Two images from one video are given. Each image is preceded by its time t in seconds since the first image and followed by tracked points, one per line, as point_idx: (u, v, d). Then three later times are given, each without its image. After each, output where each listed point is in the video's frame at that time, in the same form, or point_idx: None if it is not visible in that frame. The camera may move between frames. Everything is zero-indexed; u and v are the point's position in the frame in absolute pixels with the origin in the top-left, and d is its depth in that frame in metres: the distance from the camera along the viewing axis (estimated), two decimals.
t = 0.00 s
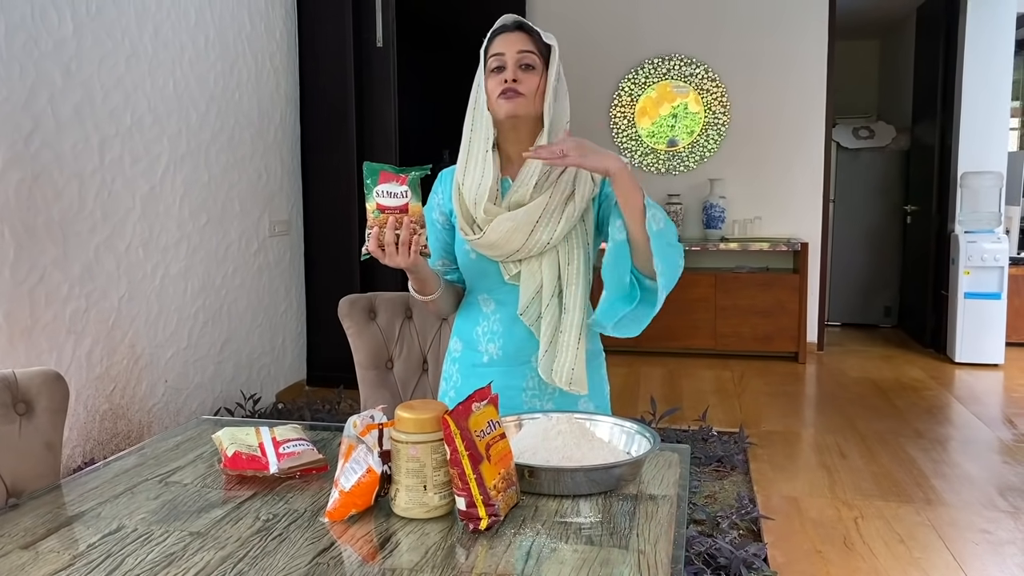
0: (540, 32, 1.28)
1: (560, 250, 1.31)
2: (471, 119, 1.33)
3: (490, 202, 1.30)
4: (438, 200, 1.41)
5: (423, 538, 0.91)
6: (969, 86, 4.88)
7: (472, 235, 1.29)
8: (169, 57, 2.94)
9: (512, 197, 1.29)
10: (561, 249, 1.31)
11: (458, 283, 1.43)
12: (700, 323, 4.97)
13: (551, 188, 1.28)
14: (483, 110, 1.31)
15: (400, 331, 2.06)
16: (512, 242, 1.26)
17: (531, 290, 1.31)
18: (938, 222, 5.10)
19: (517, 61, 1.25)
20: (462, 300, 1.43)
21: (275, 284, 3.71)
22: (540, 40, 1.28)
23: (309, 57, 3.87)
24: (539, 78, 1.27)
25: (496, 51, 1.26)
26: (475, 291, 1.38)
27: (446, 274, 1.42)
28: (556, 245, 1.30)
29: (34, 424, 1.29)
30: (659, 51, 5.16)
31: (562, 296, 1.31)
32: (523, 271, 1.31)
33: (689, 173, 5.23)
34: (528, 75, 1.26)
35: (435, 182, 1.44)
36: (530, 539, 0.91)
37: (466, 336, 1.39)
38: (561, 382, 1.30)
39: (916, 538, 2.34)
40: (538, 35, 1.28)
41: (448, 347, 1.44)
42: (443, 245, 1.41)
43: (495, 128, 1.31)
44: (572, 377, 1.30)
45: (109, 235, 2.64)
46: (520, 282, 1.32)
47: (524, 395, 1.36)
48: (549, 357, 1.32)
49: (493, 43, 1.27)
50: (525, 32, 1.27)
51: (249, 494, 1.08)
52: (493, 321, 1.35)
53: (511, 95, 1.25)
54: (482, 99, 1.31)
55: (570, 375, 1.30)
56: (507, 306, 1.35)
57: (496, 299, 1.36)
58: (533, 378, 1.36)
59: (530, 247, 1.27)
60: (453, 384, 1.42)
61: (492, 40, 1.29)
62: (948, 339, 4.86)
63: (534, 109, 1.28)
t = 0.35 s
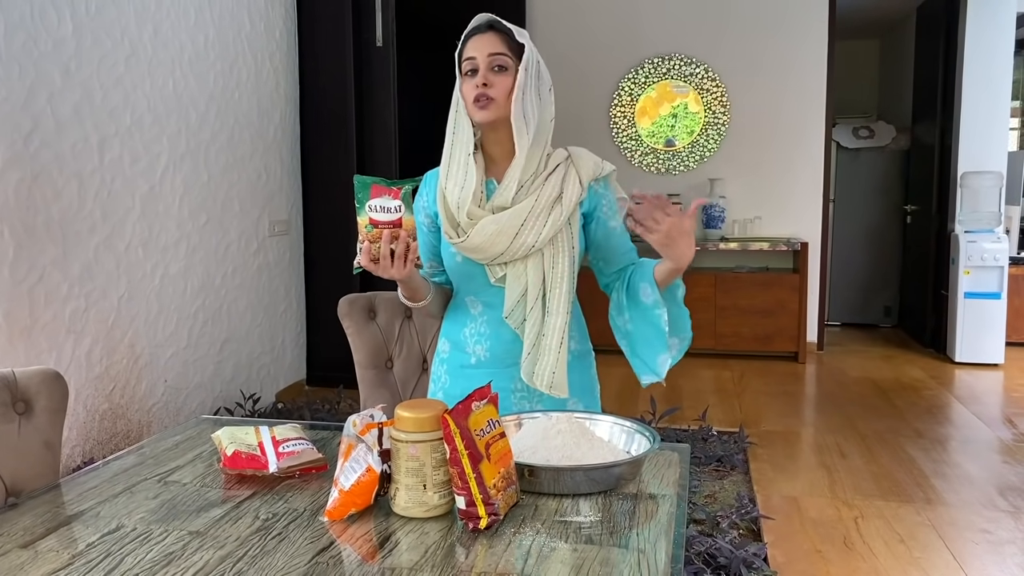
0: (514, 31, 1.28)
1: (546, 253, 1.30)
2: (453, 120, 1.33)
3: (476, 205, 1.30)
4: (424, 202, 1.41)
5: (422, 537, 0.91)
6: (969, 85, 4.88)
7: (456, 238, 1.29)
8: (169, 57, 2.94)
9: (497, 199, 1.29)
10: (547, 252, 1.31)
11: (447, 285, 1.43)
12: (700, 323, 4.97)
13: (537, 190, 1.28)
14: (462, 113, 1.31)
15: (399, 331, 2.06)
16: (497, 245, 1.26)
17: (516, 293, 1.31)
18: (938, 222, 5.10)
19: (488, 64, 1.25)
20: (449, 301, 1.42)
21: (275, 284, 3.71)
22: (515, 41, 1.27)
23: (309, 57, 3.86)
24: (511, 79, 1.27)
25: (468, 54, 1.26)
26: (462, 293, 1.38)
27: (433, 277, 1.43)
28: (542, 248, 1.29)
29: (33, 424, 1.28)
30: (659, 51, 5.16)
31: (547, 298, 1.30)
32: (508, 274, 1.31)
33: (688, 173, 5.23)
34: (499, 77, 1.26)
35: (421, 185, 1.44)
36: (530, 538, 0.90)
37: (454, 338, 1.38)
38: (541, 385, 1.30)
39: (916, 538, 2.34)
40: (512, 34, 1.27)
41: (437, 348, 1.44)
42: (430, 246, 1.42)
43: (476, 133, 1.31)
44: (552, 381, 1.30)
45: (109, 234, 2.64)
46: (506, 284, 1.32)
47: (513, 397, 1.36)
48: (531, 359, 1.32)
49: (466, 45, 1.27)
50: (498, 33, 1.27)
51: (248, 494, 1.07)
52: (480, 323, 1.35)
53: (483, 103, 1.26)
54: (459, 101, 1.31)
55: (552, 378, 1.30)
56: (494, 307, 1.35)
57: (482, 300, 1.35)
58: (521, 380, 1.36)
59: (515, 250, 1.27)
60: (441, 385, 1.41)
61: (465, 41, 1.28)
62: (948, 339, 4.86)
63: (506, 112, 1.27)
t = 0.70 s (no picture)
0: (528, 43, 1.25)
1: (554, 254, 1.33)
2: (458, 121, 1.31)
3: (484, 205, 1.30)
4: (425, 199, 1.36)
5: (423, 537, 0.91)
6: (969, 85, 4.88)
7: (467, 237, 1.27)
8: (169, 56, 2.94)
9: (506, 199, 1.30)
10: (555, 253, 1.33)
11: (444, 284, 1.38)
12: (700, 323, 4.97)
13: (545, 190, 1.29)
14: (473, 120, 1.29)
15: (399, 331, 2.06)
16: (511, 245, 1.27)
17: (527, 292, 1.31)
18: (938, 222, 5.11)
19: (505, 82, 1.22)
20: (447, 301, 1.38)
21: (275, 284, 3.72)
22: (529, 51, 1.25)
23: (309, 57, 3.86)
24: (526, 95, 1.25)
25: (483, 67, 1.23)
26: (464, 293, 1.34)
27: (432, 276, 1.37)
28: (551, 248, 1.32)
29: (34, 423, 1.29)
30: (659, 51, 5.16)
31: (557, 300, 1.33)
32: (518, 274, 1.31)
33: (688, 172, 5.23)
34: (516, 94, 1.24)
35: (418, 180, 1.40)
36: (531, 537, 0.91)
37: (454, 339, 1.36)
38: (556, 384, 1.32)
39: (915, 538, 2.34)
40: (526, 46, 1.25)
41: (435, 348, 1.41)
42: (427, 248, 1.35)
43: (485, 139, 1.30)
44: (566, 380, 1.33)
45: (109, 234, 2.64)
46: (515, 284, 1.32)
47: (516, 396, 1.35)
48: (542, 359, 1.33)
49: (480, 56, 1.23)
50: (512, 45, 1.24)
51: (249, 493, 1.08)
52: (483, 323, 1.34)
53: (499, 122, 1.23)
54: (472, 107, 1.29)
55: (566, 377, 1.33)
56: (499, 306, 1.33)
57: (488, 298, 1.33)
58: (525, 378, 1.36)
59: (527, 250, 1.28)
60: (441, 385, 1.39)
61: (476, 51, 1.25)
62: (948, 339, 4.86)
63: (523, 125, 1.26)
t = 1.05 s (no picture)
0: (543, 43, 1.23)
1: (565, 249, 1.32)
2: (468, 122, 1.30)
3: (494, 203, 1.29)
4: (439, 198, 1.35)
5: (423, 536, 0.91)
6: (969, 85, 4.88)
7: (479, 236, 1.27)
8: (169, 56, 2.94)
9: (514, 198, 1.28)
10: (566, 249, 1.32)
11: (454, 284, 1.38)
12: (701, 322, 4.97)
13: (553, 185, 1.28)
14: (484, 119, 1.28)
15: (399, 331, 2.06)
16: (522, 242, 1.26)
17: (538, 289, 1.30)
18: (938, 221, 5.11)
19: (523, 84, 1.21)
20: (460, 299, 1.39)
21: (275, 284, 3.71)
22: (545, 52, 1.23)
23: (310, 56, 3.87)
24: (543, 95, 1.24)
25: (500, 70, 1.21)
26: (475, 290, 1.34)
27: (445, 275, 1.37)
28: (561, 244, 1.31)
29: (34, 423, 1.29)
30: (659, 51, 5.16)
31: (567, 295, 1.32)
32: (529, 270, 1.30)
33: (689, 172, 5.23)
34: (533, 96, 1.22)
35: (430, 179, 1.38)
36: (531, 536, 0.91)
37: (464, 336, 1.36)
38: (571, 380, 1.33)
39: (916, 537, 2.34)
40: (542, 47, 1.23)
41: (444, 346, 1.41)
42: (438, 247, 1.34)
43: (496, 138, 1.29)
44: (581, 375, 1.33)
45: (109, 234, 2.64)
46: (526, 281, 1.31)
47: (525, 393, 1.35)
48: (556, 355, 1.33)
49: (496, 59, 1.22)
50: (529, 46, 1.22)
51: (249, 493, 1.08)
52: (494, 320, 1.34)
53: (518, 124, 1.22)
54: (482, 108, 1.27)
55: (580, 372, 1.33)
56: (510, 303, 1.33)
57: (499, 294, 1.33)
58: (535, 375, 1.36)
59: (538, 247, 1.28)
60: (450, 383, 1.38)
61: (492, 52, 1.22)
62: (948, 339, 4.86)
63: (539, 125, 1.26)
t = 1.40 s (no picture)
0: (575, 59, 1.20)
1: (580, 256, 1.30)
2: (493, 125, 1.29)
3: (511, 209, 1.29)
4: (457, 197, 1.37)
5: (424, 536, 0.91)
6: (970, 85, 4.88)
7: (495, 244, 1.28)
8: (169, 56, 2.94)
9: (530, 204, 1.29)
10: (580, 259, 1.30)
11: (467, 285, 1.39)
12: (701, 322, 4.97)
13: (570, 195, 1.27)
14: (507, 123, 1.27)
15: (400, 330, 2.06)
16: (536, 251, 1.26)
17: (551, 297, 1.29)
18: (938, 221, 5.11)
19: (552, 103, 1.20)
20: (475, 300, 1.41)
21: (275, 283, 3.71)
22: (576, 70, 1.21)
23: (310, 56, 3.86)
24: (570, 113, 1.23)
25: (529, 87, 1.19)
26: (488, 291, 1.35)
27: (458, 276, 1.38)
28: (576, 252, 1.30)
29: (34, 423, 1.29)
30: (659, 50, 5.16)
31: (581, 304, 1.31)
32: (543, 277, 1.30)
33: (689, 172, 5.23)
34: (561, 114, 1.22)
35: (449, 178, 1.39)
36: (532, 536, 0.91)
37: (476, 335, 1.37)
38: (581, 387, 1.31)
39: (917, 536, 2.34)
40: (574, 66, 1.21)
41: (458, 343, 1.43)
42: (454, 247, 1.37)
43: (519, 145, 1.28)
44: (591, 382, 1.32)
45: (110, 234, 2.64)
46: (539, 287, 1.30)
47: (535, 393, 1.35)
48: (567, 363, 1.32)
49: (527, 74, 1.19)
50: (561, 64, 1.20)
51: (250, 492, 1.08)
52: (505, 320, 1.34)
53: (543, 139, 1.23)
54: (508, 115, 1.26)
55: (591, 381, 1.31)
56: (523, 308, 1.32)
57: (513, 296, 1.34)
58: (545, 376, 1.36)
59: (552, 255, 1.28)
60: (462, 380, 1.40)
61: (522, 66, 1.20)
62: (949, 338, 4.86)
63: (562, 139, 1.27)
